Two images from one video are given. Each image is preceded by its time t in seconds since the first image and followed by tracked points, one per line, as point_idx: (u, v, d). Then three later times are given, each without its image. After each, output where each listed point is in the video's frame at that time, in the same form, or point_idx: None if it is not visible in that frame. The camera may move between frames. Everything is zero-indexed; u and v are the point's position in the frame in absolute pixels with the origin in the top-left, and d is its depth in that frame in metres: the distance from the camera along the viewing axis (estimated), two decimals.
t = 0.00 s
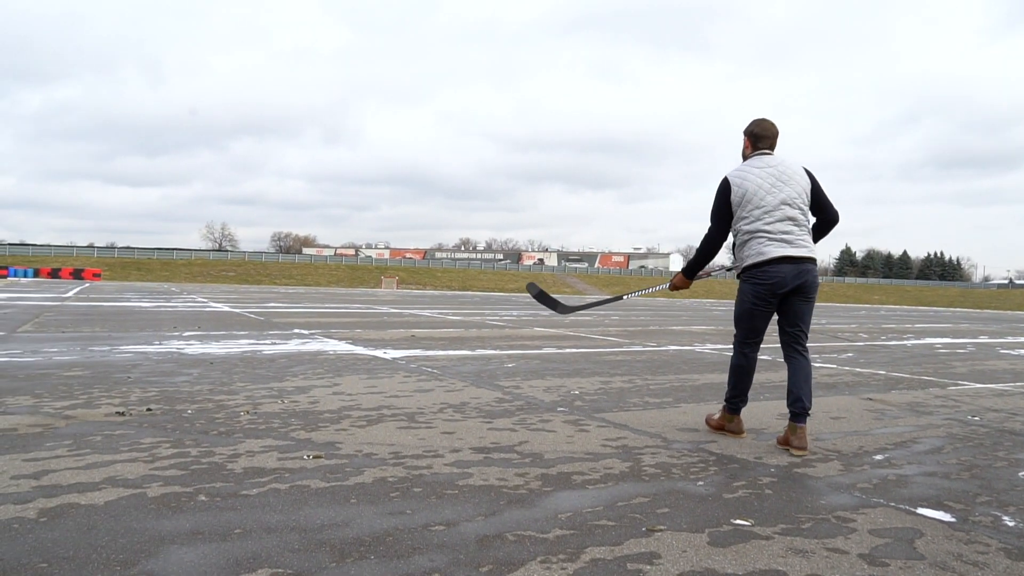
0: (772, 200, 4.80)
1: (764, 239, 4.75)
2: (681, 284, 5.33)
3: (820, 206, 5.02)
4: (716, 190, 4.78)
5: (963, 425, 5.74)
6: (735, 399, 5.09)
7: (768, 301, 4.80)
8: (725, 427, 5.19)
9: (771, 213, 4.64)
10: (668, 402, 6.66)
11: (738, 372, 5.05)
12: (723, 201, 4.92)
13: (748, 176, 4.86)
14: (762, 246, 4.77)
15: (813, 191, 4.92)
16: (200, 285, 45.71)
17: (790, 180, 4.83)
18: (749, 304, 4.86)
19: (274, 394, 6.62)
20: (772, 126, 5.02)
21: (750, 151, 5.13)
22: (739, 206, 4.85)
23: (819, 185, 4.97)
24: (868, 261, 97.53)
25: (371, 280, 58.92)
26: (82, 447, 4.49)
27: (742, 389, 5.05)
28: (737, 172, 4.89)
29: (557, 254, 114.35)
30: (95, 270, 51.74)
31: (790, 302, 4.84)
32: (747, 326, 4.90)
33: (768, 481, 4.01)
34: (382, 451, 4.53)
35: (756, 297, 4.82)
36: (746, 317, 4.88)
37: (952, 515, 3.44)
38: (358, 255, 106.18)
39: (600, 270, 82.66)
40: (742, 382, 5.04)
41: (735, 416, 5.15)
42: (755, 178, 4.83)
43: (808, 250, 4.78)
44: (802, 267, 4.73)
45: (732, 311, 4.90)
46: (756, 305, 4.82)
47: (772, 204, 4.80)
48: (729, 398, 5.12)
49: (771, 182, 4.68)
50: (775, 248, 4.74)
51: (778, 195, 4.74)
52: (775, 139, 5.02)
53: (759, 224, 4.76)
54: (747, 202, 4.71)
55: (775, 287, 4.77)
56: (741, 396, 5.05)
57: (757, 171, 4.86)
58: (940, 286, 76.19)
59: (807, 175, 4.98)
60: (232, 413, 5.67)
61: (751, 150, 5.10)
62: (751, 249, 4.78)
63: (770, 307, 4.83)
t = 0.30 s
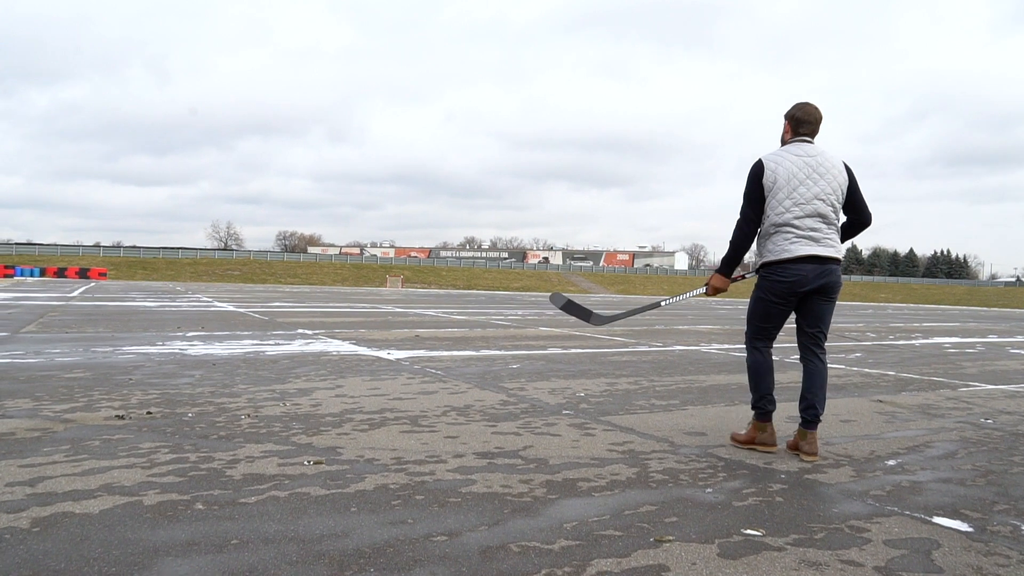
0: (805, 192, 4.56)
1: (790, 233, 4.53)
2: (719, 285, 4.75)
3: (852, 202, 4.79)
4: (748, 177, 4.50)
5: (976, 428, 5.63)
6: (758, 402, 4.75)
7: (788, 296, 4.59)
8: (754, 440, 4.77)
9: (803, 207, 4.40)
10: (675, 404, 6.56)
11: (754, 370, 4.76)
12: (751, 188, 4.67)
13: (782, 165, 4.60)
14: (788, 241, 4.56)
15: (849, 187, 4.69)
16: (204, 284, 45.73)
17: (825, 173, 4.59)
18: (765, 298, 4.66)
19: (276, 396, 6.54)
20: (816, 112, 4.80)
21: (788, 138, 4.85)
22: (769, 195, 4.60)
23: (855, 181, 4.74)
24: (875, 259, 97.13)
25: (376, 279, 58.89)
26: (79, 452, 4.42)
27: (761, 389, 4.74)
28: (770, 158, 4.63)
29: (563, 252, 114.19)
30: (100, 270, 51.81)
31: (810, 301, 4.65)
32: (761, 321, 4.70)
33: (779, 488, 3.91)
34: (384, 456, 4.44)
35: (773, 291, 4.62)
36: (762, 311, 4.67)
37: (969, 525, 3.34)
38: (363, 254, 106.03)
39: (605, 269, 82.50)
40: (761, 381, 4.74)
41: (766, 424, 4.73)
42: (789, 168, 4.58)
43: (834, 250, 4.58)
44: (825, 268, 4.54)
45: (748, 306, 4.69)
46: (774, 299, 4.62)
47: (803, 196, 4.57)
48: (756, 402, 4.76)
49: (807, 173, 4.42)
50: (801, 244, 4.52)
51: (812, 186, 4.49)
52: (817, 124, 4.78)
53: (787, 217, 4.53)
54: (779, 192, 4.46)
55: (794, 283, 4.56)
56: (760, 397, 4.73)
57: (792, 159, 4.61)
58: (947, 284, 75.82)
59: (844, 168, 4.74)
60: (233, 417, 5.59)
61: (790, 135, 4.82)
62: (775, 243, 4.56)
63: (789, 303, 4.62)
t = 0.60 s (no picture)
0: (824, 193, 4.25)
1: (807, 237, 4.22)
2: (724, 286, 4.48)
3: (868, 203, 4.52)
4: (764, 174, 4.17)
5: (984, 434, 5.52)
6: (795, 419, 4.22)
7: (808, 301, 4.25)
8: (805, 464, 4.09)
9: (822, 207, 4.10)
10: (677, 408, 6.46)
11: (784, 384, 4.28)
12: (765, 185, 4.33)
13: (799, 163, 4.25)
14: (803, 246, 4.24)
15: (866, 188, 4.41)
16: (205, 285, 45.67)
17: (844, 173, 4.27)
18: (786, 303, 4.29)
19: (272, 401, 6.46)
20: (834, 105, 4.53)
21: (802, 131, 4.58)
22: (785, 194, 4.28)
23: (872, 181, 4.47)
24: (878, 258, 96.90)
25: (378, 280, 58.86)
26: (69, 461, 4.34)
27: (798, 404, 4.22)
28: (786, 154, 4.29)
29: (565, 252, 114.10)
30: (103, 270, 51.81)
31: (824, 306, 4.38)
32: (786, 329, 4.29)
33: (783, 499, 3.81)
34: (379, 464, 4.35)
35: (793, 296, 4.27)
36: (786, 317, 4.28)
37: (980, 538, 3.24)
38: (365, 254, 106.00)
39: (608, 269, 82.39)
40: (798, 395, 4.23)
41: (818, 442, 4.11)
42: (806, 166, 4.23)
43: (849, 256, 4.29)
44: (842, 275, 4.25)
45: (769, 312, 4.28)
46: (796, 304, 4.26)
47: (821, 198, 4.25)
48: (797, 419, 4.20)
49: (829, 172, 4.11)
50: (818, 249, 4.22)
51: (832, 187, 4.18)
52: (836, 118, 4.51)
53: (804, 219, 4.20)
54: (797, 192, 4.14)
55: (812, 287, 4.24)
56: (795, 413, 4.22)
57: (811, 156, 4.28)
58: (951, 284, 75.57)
59: (862, 166, 4.46)
60: (228, 423, 5.50)
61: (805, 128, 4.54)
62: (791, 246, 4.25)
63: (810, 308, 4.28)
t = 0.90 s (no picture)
0: (839, 197, 4.07)
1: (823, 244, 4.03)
2: (721, 295, 4.37)
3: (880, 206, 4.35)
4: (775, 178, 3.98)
5: (989, 443, 5.45)
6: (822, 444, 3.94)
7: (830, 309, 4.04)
8: (812, 488, 3.94)
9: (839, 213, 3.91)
10: (679, 416, 6.39)
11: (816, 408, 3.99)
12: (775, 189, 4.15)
13: (813, 166, 4.06)
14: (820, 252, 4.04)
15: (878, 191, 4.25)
16: (206, 287, 45.64)
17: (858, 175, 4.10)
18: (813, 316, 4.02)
19: (270, 408, 6.40)
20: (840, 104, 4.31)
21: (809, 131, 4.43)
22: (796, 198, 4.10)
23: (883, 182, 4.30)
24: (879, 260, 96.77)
25: (379, 282, 58.85)
26: (62, 472, 4.28)
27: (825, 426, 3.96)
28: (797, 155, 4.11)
29: (566, 254, 114.04)
30: (104, 272, 51.80)
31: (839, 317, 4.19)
32: (817, 344, 4.01)
33: (787, 512, 3.74)
34: (376, 475, 4.29)
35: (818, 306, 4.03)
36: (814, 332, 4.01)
37: (988, 554, 3.18)
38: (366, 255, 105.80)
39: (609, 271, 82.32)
40: (829, 414, 3.97)
41: (830, 471, 3.92)
42: (821, 170, 4.04)
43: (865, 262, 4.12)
44: (859, 282, 4.07)
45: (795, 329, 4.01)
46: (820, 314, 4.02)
47: (837, 202, 4.06)
48: (816, 446, 3.96)
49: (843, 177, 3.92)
50: (836, 255, 4.03)
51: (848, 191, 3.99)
52: (843, 117, 4.36)
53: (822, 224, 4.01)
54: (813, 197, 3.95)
55: (834, 293, 4.02)
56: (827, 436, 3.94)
57: (824, 158, 4.10)
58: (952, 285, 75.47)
59: (874, 168, 4.30)
60: (224, 431, 5.44)
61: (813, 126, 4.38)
62: (806, 253, 4.06)
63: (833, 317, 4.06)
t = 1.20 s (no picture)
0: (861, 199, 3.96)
1: (847, 250, 3.92)
2: (747, 311, 3.97)
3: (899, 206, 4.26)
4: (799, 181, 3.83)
5: (993, 449, 5.41)
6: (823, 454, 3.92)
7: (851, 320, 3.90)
8: (812, 497, 3.93)
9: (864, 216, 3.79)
10: (680, 421, 6.35)
11: (824, 419, 3.92)
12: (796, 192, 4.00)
13: (835, 167, 3.93)
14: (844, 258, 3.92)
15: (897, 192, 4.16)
16: (207, 290, 45.60)
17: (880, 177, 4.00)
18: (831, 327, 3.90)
19: (268, 413, 6.36)
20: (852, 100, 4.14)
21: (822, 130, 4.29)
22: (819, 201, 3.97)
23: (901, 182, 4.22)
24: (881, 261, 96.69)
25: (380, 283, 58.83)
26: (59, 479, 4.25)
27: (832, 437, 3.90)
28: (819, 156, 3.98)
29: (567, 255, 114.05)
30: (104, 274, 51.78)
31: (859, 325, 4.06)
32: (831, 355, 3.90)
33: (789, 520, 3.71)
34: (375, 483, 4.25)
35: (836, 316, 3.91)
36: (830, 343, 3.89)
37: (992, 564, 3.14)
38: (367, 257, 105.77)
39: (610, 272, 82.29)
40: (837, 427, 3.90)
41: (831, 480, 3.89)
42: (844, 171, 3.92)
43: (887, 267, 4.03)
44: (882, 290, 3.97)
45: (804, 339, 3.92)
46: (839, 325, 3.89)
47: (860, 205, 3.95)
48: (820, 456, 3.92)
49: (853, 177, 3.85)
50: (860, 261, 3.92)
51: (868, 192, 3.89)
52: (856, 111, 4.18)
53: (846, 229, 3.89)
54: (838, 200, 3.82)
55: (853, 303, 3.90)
56: (832, 448, 3.89)
57: (847, 158, 3.97)
58: (953, 287, 75.40)
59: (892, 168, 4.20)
60: (222, 437, 5.41)
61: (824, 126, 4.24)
62: (829, 258, 3.93)
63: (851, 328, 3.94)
